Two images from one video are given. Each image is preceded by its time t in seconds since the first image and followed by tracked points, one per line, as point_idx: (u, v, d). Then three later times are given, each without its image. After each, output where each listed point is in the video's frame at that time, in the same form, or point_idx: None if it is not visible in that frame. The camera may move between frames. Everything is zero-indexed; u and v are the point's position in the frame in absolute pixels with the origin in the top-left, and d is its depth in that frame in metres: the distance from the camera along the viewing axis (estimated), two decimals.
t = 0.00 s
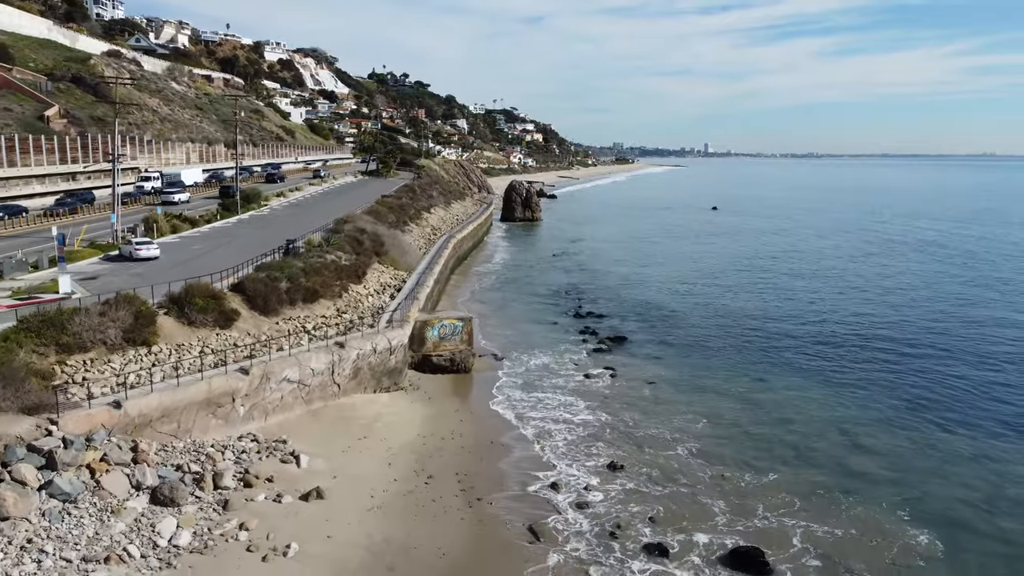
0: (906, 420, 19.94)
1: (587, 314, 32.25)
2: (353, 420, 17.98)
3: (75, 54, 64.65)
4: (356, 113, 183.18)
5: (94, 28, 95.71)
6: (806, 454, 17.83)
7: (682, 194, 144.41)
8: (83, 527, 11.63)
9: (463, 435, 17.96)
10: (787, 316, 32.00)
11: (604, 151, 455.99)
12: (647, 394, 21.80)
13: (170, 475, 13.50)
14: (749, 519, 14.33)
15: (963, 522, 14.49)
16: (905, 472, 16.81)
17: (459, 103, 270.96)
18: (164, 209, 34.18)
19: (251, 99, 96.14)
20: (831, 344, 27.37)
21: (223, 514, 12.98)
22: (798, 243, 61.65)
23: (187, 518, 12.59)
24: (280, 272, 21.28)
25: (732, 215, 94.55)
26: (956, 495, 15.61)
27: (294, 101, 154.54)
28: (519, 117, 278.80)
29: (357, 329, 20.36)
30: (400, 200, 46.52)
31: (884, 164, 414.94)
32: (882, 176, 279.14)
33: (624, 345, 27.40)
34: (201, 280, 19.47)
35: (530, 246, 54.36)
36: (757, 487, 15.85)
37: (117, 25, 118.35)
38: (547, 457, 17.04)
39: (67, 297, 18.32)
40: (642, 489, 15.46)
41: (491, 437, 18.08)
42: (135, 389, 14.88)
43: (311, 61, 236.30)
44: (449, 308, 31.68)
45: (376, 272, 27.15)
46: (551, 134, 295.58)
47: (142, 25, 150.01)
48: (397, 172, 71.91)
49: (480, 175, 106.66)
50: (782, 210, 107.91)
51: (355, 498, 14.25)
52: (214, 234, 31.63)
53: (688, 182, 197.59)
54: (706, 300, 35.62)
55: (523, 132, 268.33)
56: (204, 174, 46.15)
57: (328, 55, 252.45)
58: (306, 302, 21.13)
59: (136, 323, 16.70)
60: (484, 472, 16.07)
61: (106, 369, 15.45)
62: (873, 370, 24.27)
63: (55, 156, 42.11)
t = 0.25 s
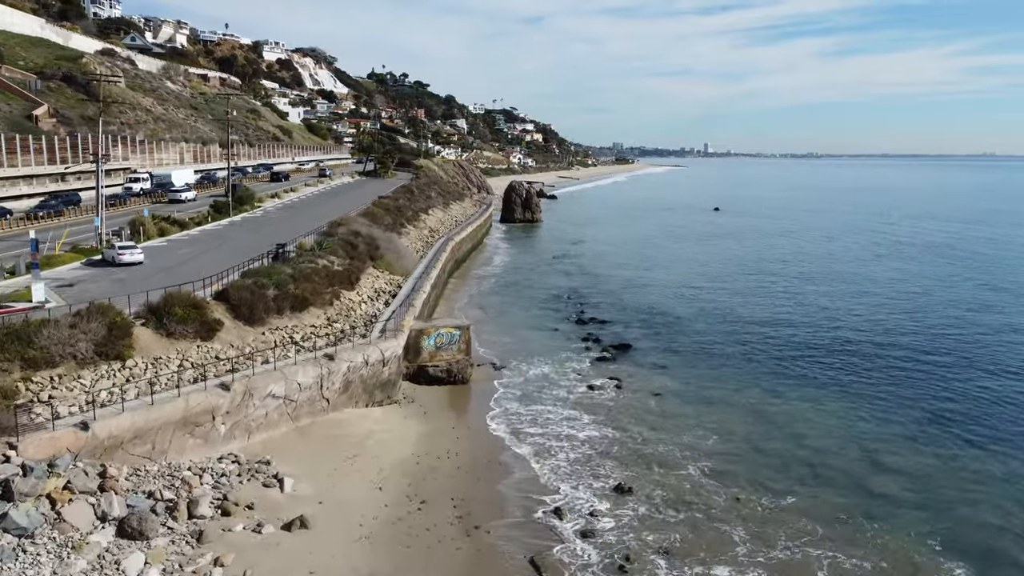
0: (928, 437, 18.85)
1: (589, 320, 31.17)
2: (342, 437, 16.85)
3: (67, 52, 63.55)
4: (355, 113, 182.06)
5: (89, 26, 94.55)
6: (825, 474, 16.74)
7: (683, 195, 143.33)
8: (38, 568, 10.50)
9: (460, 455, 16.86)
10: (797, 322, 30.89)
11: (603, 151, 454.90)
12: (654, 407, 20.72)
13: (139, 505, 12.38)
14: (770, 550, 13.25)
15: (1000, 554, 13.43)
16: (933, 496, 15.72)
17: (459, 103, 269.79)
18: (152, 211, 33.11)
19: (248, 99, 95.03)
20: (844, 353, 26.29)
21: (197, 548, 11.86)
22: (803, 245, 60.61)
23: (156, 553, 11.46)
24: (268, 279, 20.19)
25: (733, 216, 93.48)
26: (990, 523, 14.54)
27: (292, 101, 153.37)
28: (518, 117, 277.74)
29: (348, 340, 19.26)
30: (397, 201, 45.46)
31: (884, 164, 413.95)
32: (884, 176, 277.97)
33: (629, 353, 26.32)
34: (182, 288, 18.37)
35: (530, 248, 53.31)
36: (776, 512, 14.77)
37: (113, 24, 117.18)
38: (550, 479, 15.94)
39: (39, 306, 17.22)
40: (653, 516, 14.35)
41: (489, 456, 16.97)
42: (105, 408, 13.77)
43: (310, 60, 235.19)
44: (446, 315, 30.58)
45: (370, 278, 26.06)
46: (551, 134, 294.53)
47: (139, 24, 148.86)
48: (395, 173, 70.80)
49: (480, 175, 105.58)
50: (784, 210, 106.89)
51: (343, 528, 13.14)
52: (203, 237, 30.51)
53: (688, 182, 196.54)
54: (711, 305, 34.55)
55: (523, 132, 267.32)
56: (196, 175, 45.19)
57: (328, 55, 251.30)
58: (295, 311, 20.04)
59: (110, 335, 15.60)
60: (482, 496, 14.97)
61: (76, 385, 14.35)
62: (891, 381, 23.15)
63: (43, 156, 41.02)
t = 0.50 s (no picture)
0: (953, 455, 17.79)
1: (592, 327, 30.05)
2: (331, 457, 15.76)
3: (58, 51, 62.40)
4: (354, 113, 180.85)
5: (83, 25, 93.28)
6: (848, 497, 15.65)
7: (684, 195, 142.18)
8: None
9: (457, 477, 15.77)
10: (807, 329, 29.81)
11: (603, 151, 453.88)
12: (662, 422, 19.62)
13: (102, 540, 11.24)
14: None
15: None
16: (964, 523, 14.66)
17: (458, 102, 268.62)
18: (139, 213, 31.99)
19: (244, 98, 93.81)
20: (857, 362, 25.18)
21: None
22: (807, 246, 59.50)
23: None
24: (253, 287, 19.08)
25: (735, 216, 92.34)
26: None
27: (290, 101, 152.12)
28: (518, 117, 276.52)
29: (337, 352, 18.15)
30: (394, 202, 44.33)
31: (885, 164, 412.91)
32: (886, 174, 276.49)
33: (633, 362, 25.23)
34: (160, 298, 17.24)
35: (530, 250, 52.15)
36: (797, 541, 13.69)
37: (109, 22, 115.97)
38: (554, 503, 14.88)
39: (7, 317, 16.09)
40: (665, 546, 13.25)
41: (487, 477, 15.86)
42: (69, 431, 12.63)
43: (308, 60, 233.97)
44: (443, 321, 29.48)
45: (363, 283, 24.93)
46: (551, 134, 293.29)
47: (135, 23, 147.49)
48: (393, 173, 69.68)
49: (479, 175, 104.43)
50: (787, 210, 105.79)
51: (327, 563, 12.04)
52: (191, 240, 29.36)
53: (689, 182, 195.36)
54: (717, 311, 33.44)
55: (523, 131, 266.08)
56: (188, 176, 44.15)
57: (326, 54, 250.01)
58: (281, 321, 18.92)
59: (78, 350, 14.45)
60: (479, 524, 13.87)
61: (39, 405, 13.21)
62: (909, 393, 22.07)
63: (29, 156, 39.87)
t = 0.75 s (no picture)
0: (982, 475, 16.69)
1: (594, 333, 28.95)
2: (317, 480, 14.64)
3: (49, 49, 61.27)
4: (353, 113, 179.68)
5: (77, 23, 92.03)
6: (873, 523, 14.56)
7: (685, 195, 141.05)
8: None
9: (453, 502, 14.66)
10: (818, 336, 28.71)
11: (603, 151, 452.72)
12: (671, 438, 18.52)
13: None
14: None
15: None
16: (999, 554, 13.58)
17: (458, 102, 267.46)
18: (125, 216, 30.87)
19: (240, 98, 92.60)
20: (872, 371, 24.08)
21: None
22: (812, 248, 58.41)
23: None
24: (237, 296, 17.97)
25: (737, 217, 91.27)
26: None
27: (288, 101, 150.88)
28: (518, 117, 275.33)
29: (325, 366, 17.03)
30: (390, 204, 43.22)
31: (885, 164, 411.96)
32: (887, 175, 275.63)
33: (638, 371, 24.15)
34: (136, 308, 16.12)
35: (530, 252, 51.05)
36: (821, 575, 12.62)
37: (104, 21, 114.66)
38: (557, 530, 13.81)
39: None
40: None
41: (485, 502, 14.75)
42: (26, 458, 11.49)
43: (307, 59, 232.73)
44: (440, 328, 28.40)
45: (355, 290, 23.81)
46: (551, 134, 292.12)
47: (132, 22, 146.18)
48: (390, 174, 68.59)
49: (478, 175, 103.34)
50: (789, 211, 104.77)
51: None
52: (177, 244, 28.23)
53: (689, 182, 194.25)
54: (723, 317, 32.35)
55: (523, 131, 264.89)
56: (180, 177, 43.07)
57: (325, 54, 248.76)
58: (267, 332, 17.82)
59: (42, 366, 13.33)
60: (477, 557, 12.76)
61: None
62: (930, 406, 20.97)
63: (15, 156, 38.72)
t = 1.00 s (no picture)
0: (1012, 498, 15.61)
1: (597, 341, 27.85)
2: (300, 507, 13.54)
3: (40, 47, 60.21)
4: (352, 113, 178.63)
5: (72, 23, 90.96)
6: (901, 553, 13.47)
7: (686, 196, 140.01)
8: None
9: (447, 530, 13.56)
10: (829, 343, 27.62)
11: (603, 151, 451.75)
12: (679, 456, 17.44)
13: None
14: None
15: None
16: None
17: (457, 102, 266.40)
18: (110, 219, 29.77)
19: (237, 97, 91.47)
20: (887, 382, 23.00)
21: None
22: (817, 250, 57.33)
23: None
24: (218, 305, 16.88)
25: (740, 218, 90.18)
26: None
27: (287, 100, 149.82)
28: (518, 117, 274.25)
29: (311, 381, 15.94)
30: (386, 205, 42.14)
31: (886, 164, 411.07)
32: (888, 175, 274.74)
33: (643, 382, 23.06)
34: (107, 320, 15.01)
35: (530, 255, 49.96)
36: None
37: (100, 21, 113.54)
38: (559, 562, 12.72)
39: None
40: None
41: (481, 530, 13.64)
42: None
43: (306, 59, 231.65)
44: (437, 336, 27.31)
45: (347, 297, 22.72)
46: (550, 134, 290.98)
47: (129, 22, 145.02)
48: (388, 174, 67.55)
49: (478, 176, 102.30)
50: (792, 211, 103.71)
51: None
52: (163, 248, 27.12)
53: (690, 182, 193.20)
54: (729, 322, 31.26)
55: (523, 131, 263.84)
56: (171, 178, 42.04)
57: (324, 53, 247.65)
58: (250, 344, 16.72)
59: None
60: None
61: None
62: (951, 420, 19.88)
63: None
